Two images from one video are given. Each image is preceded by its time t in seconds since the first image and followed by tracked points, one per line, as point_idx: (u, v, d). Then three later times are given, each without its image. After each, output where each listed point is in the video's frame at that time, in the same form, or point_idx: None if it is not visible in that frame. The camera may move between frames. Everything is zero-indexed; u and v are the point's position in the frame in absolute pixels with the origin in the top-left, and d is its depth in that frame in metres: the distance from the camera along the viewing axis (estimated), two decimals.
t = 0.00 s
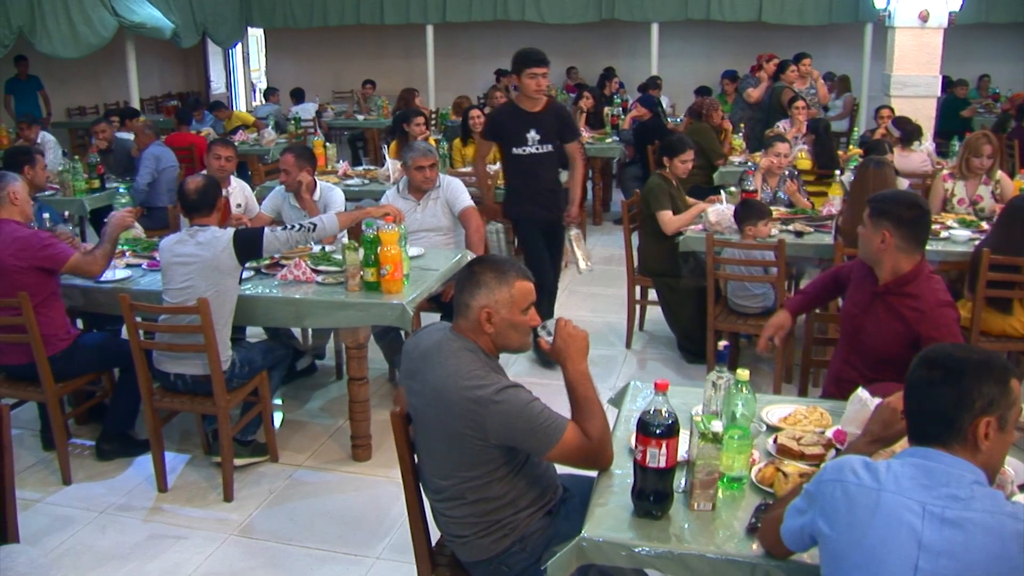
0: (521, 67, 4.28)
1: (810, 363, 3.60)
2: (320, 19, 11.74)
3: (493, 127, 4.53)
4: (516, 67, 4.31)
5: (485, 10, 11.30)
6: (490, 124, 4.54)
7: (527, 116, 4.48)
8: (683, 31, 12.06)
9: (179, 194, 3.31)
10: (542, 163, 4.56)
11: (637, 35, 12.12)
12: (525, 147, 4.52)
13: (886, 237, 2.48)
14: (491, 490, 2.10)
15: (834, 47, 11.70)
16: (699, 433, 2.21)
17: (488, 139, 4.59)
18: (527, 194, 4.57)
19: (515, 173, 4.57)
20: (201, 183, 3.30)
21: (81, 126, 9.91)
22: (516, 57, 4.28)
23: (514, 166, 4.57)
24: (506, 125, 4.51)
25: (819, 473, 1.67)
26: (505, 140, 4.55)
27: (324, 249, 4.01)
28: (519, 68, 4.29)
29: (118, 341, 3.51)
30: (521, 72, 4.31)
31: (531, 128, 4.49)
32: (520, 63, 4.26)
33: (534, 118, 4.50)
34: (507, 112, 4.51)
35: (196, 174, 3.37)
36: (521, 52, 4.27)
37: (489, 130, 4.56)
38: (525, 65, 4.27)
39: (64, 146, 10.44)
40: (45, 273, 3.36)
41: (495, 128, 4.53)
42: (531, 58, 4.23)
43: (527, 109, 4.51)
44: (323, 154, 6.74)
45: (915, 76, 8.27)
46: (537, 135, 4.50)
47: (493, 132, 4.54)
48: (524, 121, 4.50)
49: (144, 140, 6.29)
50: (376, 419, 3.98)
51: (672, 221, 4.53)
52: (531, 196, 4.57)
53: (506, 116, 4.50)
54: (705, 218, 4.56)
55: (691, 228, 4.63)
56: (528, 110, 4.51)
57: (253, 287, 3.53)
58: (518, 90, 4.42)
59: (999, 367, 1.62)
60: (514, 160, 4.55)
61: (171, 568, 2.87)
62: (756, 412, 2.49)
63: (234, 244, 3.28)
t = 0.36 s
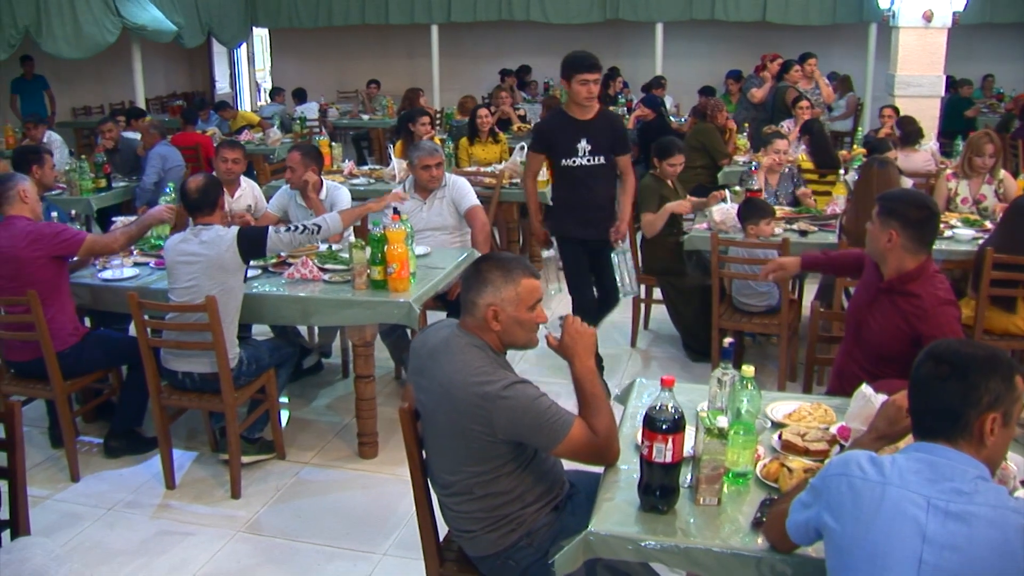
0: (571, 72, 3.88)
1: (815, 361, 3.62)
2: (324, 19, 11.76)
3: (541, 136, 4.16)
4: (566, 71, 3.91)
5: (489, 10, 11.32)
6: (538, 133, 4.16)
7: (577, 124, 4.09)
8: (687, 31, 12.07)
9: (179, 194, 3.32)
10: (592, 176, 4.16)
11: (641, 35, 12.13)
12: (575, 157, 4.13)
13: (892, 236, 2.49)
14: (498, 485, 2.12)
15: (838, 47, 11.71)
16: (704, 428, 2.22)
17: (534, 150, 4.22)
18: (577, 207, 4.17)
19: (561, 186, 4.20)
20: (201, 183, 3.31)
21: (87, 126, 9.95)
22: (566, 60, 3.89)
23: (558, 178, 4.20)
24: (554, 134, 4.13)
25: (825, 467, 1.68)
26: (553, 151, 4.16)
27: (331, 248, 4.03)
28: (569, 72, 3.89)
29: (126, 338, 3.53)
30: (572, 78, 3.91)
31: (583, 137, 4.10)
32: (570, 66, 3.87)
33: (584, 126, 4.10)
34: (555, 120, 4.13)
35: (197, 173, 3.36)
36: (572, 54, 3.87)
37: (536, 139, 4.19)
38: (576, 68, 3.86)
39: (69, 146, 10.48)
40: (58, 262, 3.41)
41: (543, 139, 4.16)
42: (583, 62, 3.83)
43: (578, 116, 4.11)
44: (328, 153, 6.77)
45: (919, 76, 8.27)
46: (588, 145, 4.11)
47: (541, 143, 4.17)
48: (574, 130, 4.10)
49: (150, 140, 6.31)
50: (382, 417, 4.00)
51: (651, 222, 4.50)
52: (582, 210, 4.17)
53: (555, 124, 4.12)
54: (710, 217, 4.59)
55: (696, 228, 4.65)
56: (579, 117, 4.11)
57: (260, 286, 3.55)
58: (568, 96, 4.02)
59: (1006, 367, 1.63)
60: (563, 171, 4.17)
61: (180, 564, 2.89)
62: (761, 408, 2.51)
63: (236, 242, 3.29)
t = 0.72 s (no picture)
0: (609, 75, 3.43)
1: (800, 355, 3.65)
2: (310, 18, 11.74)
3: (567, 144, 3.68)
4: (602, 72, 3.45)
5: (475, 10, 11.33)
6: (563, 141, 3.69)
7: (607, 134, 3.65)
8: (673, 30, 12.12)
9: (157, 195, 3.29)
10: (617, 193, 3.71)
11: (627, 34, 12.17)
12: (603, 169, 3.68)
13: (874, 229, 2.51)
14: (487, 479, 2.13)
15: (822, 46, 11.78)
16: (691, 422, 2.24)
17: (557, 158, 3.72)
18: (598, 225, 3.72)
19: (581, 199, 3.75)
20: (179, 183, 3.28)
21: (72, 125, 9.90)
22: (603, 61, 3.44)
23: (579, 188, 3.75)
24: (582, 141, 3.66)
25: (812, 457, 1.71)
26: (578, 160, 3.70)
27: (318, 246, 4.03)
28: (607, 74, 3.43)
29: (114, 337, 3.52)
30: (608, 81, 3.46)
31: (613, 147, 3.65)
32: (609, 68, 3.41)
33: (615, 136, 3.65)
34: (583, 127, 3.67)
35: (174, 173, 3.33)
36: (610, 56, 3.42)
37: (561, 147, 3.70)
38: (614, 71, 3.41)
39: (54, 146, 10.42)
40: (47, 260, 3.40)
41: (570, 146, 3.67)
42: (624, 64, 3.38)
43: (607, 124, 3.66)
44: (314, 152, 6.76)
45: (903, 74, 8.34)
46: (619, 156, 3.66)
47: (568, 151, 3.68)
48: (603, 139, 3.66)
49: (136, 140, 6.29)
50: (370, 415, 4.00)
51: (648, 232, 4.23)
52: (603, 227, 3.73)
53: (583, 131, 3.66)
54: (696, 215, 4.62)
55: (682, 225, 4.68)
56: (609, 125, 3.66)
57: (246, 285, 3.55)
58: (600, 102, 3.57)
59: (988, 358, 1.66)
60: (589, 184, 3.71)
61: (169, 562, 2.89)
62: (747, 402, 2.53)
63: (215, 242, 3.31)
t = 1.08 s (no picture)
0: (631, 71, 3.12)
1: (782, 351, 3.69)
2: (293, 18, 11.71)
3: (591, 145, 3.34)
4: (624, 68, 3.14)
5: (458, 9, 11.34)
6: (584, 142, 3.35)
7: (630, 133, 3.34)
8: (656, 30, 12.17)
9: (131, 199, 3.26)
10: (642, 193, 3.43)
11: (609, 34, 12.22)
12: (625, 171, 3.38)
13: (846, 224, 2.55)
14: (474, 475, 2.14)
15: (804, 45, 11.86)
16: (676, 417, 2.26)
17: (580, 161, 3.37)
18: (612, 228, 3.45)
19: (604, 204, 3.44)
20: (152, 187, 3.26)
21: (53, 126, 9.84)
22: (625, 55, 3.12)
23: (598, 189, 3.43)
24: (604, 141, 3.34)
25: (799, 449, 1.73)
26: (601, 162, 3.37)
27: (303, 245, 4.03)
28: (628, 70, 3.13)
29: (99, 337, 3.51)
30: (629, 78, 3.16)
31: (636, 147, 3.35)
32: (632, 62, 3.10)
33: (636, 135, 3.35)
34: (604, 126, 3.35)
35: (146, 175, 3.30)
36: (630, 50, 3.12)
37: (582, 149, 3.36)
38: (635, 66, 3.11)
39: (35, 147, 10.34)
40: (33, 260, 3.39)
41: (593, 147, 3.34)
42: (649, 59, 3.08)
43: (628, 121, 3.35)
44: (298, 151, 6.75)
45: (884, 73, 8.41)
46: (641, 156, 3.36)
47: (591, 153, 3.34)
48: (626, 138, 3.34)
49: (119, 140, 6.26)
50: (356, 413, 4.01)
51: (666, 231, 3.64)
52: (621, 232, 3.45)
53: (604, 131, 3.34)
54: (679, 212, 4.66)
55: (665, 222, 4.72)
56: (628, 123, 3.35)
57: (231, 284, 3.54)
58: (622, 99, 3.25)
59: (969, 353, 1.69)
60: (610, 188, 3.40)
61: (155, 562, 2.89)
62: (731, 397, 2.56)
63: (198, 242, 3.30)
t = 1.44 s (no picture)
0: (663, 93, 2.84)
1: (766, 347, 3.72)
2: (277, 19, 11.68)
3: (620, 164, 3.00)
4: (654, 88, 2.85)
5: (441, 9, 11.34)
6: (608, 162, 3.01)
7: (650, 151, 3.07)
8: (638, 29, 12.21)
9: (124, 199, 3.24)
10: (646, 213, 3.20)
11: (593, 34, 12.25)
12: (643, 190, 3.13)
13: (818, 213, 2.58)
14: (461, 473, 2.16)
15: (786, 44, 11.94)
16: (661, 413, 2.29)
17: (607, 185, 3.02)
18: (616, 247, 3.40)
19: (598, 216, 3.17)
20: (144, 188, 3.24)
21: (35, 127, 9.76)
22: (653, 74, 2.83)
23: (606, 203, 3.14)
24: (629, 158, 3.02)
25: (785, 443, 1.75)
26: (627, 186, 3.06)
27: (288, 245, 4.03)
28: (660, 91, 2.84)
29: (85, 339, 3.50)
30: (659, 100, 2.87)
31: (653, 166, 3.10)
32: (666, 83, 2.82)
33: (652, 151, 3.08)
34: (627, 140, 3.02)
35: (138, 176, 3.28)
36: (661, 67, 2.82)
37: (607, 168, 3.02)
38: (667, 88, 2.84)
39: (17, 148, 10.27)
40: (18, 260, 3.37)
41: (622, 167, 3.01)
42: (684, 78, 2.82)
43: (642, 136, 3.05)
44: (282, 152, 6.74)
45: (865, 71, 8.48)
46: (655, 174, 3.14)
47: (621, 172, 3.00)
48: (645, 155, 3.05)
49: (102, 141, 6.24)
50: (343, 413, 4.02)
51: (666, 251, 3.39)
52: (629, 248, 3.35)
53: (627, 148, 3.01)
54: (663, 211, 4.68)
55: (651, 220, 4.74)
56: (644, 137, 3.05)
57: (217, 284, 3.53)
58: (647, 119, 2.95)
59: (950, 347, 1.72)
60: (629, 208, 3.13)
61: (143, 563, 2.89)
62: (716, 394, 2.58)
63: (193, 244, 3.32)
